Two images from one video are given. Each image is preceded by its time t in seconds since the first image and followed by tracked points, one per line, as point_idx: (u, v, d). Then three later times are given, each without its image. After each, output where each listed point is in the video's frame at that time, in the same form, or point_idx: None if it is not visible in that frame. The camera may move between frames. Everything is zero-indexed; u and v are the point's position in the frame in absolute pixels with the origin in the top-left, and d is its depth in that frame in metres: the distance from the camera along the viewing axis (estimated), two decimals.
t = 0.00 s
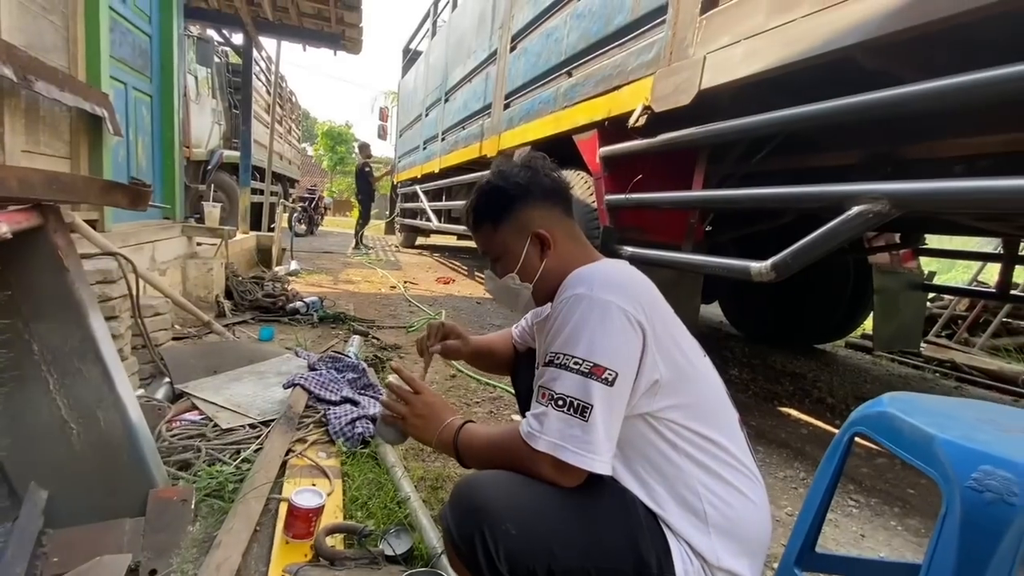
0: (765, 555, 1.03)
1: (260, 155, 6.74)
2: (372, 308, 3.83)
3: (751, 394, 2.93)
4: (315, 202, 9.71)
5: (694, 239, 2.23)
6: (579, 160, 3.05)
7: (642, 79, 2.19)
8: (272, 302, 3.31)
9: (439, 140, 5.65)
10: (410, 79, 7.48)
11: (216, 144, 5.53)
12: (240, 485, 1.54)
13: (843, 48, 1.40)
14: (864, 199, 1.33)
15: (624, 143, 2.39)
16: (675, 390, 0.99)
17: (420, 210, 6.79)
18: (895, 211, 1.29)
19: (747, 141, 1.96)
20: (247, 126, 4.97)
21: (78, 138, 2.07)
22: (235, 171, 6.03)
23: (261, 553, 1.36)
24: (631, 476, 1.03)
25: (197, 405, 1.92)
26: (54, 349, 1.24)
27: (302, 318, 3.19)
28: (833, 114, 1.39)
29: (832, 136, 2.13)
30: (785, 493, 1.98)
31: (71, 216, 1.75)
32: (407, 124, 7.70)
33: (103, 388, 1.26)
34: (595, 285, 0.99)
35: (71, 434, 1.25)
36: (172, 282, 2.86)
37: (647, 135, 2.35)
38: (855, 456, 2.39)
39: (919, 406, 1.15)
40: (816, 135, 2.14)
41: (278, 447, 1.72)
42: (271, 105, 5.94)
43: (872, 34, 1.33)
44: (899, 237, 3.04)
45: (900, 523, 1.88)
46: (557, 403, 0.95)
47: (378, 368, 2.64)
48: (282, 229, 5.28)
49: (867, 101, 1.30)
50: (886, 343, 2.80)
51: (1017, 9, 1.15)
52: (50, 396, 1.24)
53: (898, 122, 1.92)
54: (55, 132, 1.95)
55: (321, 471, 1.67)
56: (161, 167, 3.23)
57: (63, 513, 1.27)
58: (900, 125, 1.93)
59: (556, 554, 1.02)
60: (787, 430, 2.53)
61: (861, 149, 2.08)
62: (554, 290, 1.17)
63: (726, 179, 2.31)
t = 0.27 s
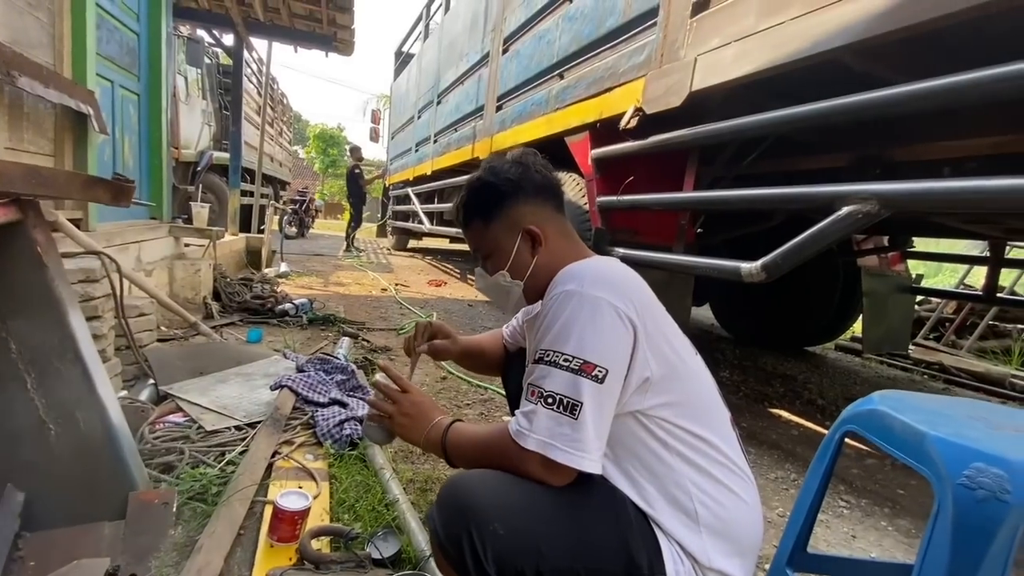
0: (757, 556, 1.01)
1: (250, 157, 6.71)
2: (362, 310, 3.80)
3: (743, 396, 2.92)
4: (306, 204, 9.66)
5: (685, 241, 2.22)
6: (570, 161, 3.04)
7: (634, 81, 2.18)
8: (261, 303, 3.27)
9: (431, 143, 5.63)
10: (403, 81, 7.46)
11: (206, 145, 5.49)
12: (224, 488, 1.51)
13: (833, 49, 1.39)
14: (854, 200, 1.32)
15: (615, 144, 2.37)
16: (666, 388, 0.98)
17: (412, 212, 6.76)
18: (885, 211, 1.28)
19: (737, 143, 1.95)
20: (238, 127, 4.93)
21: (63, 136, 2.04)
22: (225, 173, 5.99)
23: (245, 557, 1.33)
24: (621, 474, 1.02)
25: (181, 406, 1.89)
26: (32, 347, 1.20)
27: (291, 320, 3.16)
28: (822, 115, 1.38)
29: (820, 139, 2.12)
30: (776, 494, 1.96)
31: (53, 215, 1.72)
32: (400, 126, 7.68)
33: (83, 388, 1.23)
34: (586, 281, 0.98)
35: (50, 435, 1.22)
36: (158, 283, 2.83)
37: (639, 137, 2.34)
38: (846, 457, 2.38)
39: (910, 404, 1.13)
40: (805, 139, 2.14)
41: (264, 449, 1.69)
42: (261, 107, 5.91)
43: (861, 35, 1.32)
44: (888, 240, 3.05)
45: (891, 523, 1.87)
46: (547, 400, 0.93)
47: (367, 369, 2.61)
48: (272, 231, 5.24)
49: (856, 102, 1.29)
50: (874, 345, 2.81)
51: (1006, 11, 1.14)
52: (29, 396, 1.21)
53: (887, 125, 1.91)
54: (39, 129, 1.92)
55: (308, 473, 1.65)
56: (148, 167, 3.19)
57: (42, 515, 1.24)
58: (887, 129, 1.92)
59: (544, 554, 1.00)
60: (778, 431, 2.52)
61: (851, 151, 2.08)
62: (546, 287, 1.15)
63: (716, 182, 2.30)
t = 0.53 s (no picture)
0: (755, 551, 1.00)
1: (245, 155, 6.67)
2: (357, 308, 3.78)
3: (738, 395, 2.90)
4: (301, 203, 9.63)
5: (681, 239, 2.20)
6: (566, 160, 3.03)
7: (631, 79, 2.17)
8: (254, 301, 3.25)
9: (427, 142, 5.61)
10: (399, 81, 7.44)
11: (200, 142, 5.47)
12: (215, 484, 1.49)
13: (830, 47, 1.38)
14: (851, 196, 1.30)
15: (611, 142, 2.36)
16: (665, 381, 0.96)
17: (408, 212, 6.74)
18: (881, 208, 1.26)
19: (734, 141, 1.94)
20: (232, 125, 4.90)
21: (53, 128, 2.01)
22: (219, 171, 5.96)
23: (235, 554, 1.31)
24: (618, 468, 1.00)
25: (172, 403, 1.87)
26: (17, 339, 1.18)
27: (285, 318, 3.14)
28: (818, 113, 1.37)
29: (815, 139, 2.11)
30: (772, 493, 1.95)
31: (43, 208, 1.69)
32: (396, 126, 7.65)
33: (71, 381, 1.21)
34: (584, 272, 0.96)
35: (35, 429, 1.19)
36: (151, 279, 2.80)
37: (635, 135, 2.32)
38: (841, 456, 2.37)
39: (908, 398, 1.12)
40: (800, 139, 2.12)
41: (256, 445, 1.67)
42: (256, 105, 5.88)
43: (859, 32, 1.31)
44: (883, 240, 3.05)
45: (886, 521, 1.86)
46: (543, 392, 0.91)
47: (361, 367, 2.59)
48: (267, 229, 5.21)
49: (852, 99, 1.28)
50: (869, 346, 2.82)
51: (1006, 7, 1.13)
52: (14, 388, 1.18)
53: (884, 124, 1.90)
54: (29, 122, 1.89)
55: (301, 470, 1.63)
56: (141, 163, 3.17)
57: (25, 512, 1.20)
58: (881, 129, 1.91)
59: (540, 550, 0.98)
60: (774, 430, 2.51)
61: (847, 151, 2.06)
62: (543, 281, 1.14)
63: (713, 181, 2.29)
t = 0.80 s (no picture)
0: (754, 546, 1.00)
1: (244, 152, 6.66)
2: (356, 306, 3.78)
3: (736, 393, 2.91)
4: (300, 201, 9.62)
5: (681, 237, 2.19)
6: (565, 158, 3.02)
7: (632, 78, 2.17)
8: (253, 297, 3.24)
9: (427, 140, 5.60)
10: (399, 79, 7.43)
11: (199, 139, 5.46)
12: (214, 478, 1.48)
13: (831, 46, 1.38)
14: (851, 196, 1.29)
15: (612, 141, 2.36)
16: (666, 375, 0.96)
17: (407, 210, 6.74)
18: (881, 207, 1.26)
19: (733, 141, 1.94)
20: (231, 121, 4.89)
21: (52, 121, 2.00)
22: (218, 167, 5.95)
23: (234, 548, 1.30)
24: (619, 462, 1.00)
25: (170, 397, 1.86)
26: (15, 331, 1.17)
27: (284, 314, 3.13)
28: (818, 112, 1.37)
29: (814, 140, 2.11)
30: (769, 490, 1.95)
31: (42, 202, 1.69)
32: (395, 124, 7.64)
33: (70, 374, 1.21)
34: (586, 267, 0.96)
35: (33, 421, 1.18)
36: (149, 275, 2.80)
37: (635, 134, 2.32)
38: (838, 454, 2.37)
39: (907, 395, 1.12)
40: (798, 140, 2.12)
41: (255, 440, 1.66)
42: (256, 102, 5.87)
43: (860, 32, 1.31)
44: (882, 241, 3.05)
45: (883, 519, 1.86)
46: (546, 386, 0.91)
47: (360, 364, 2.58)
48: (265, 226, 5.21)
49: (852, 99, 1.28)
50: (867, 347, 2.84)
51: (1007, 8, 1.13)
52: (11, 380, 1.17)
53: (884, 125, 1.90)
54: (28, 115, 1.89)
55: (300, 465, 1.62)
56: (140, 158, 3.16)
57: (22, 506, 1.20)
58: (879, 130, 1.91)
59: (542, 542, 0.98)
60: (771, 428, 2.51)
61: (846, 152, 2.06)
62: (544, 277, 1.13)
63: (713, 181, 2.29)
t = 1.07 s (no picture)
0: (752, 542, 1.00)
1: (246, 147, 6.67)
2: (357, 302, 3.78)
3: (737, 392, 2.91)
4: (301, 197, 9.63)
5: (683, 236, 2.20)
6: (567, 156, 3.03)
7: (635, 76, 2.17)
8: (255, 292, 3.25)
9: (429, 137, 5.61)
10: (401, 76, 7.43)
11: (202, 134, 5.46)
12: (216, 470, 1.49)
13: (835, 45, 1.38)
14: (853, 196, 1.30)
15: (614, 139, 2.36)
16: (664, 372, 0.96)
17: (409, 208, 6.74)
18: (882, 207, 1.26)
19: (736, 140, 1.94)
20: (233, 117, 4.89)
21: (56, 114, 2.00)
22: (220, 162, 5.95)
23: (236, 540, 1.31)
24: (617, 458, 1.00)
25: (173, 391, 1.87)
26: (20, 322, 1.18)
27: (285, 310, 3.14)
28: (821, 112, 1.37)
29: (816, 140, 2.11)
30: (768, 489, 1.95)
31: (46, 195, 1.69)
32: (397, 121, 7.64)
33: (74, 365, 1.21)
34: (584, 263, 0.96)
35: (37, 413, 1.19)
36: (151, 269, 2.80)
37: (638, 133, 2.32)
38: (838, 454, 2.38)
39: (907, 393, 1.12)
40: (801, 139, 2.12)
41: (257, 434, 1.67)
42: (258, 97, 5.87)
43: (864, 32, 1.31)
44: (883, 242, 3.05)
45: (882, 518, 1.87)
46: (544, 380, 0.91)
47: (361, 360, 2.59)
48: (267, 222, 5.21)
49: (856, 99, 1.28)
50: (867, 348, 2.84)
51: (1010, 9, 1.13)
52: (16, 371, 1.18)
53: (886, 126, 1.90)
54: (32, 107, 1.89)
55: (301, 459, 1.63)
56: (143, 152, 3.16)
57: (26, 495, 1.20)
58: (880, 130, 1.91)
59: (540, 534, 0.99)
60: (771, 428, 2.52)
61: (849, 152, 2.06)
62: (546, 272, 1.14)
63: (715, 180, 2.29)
